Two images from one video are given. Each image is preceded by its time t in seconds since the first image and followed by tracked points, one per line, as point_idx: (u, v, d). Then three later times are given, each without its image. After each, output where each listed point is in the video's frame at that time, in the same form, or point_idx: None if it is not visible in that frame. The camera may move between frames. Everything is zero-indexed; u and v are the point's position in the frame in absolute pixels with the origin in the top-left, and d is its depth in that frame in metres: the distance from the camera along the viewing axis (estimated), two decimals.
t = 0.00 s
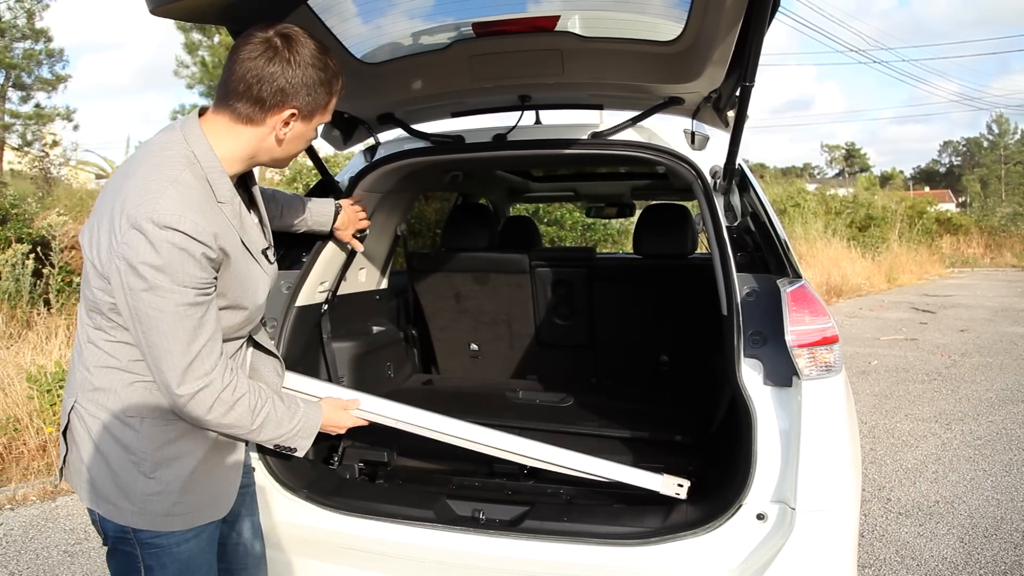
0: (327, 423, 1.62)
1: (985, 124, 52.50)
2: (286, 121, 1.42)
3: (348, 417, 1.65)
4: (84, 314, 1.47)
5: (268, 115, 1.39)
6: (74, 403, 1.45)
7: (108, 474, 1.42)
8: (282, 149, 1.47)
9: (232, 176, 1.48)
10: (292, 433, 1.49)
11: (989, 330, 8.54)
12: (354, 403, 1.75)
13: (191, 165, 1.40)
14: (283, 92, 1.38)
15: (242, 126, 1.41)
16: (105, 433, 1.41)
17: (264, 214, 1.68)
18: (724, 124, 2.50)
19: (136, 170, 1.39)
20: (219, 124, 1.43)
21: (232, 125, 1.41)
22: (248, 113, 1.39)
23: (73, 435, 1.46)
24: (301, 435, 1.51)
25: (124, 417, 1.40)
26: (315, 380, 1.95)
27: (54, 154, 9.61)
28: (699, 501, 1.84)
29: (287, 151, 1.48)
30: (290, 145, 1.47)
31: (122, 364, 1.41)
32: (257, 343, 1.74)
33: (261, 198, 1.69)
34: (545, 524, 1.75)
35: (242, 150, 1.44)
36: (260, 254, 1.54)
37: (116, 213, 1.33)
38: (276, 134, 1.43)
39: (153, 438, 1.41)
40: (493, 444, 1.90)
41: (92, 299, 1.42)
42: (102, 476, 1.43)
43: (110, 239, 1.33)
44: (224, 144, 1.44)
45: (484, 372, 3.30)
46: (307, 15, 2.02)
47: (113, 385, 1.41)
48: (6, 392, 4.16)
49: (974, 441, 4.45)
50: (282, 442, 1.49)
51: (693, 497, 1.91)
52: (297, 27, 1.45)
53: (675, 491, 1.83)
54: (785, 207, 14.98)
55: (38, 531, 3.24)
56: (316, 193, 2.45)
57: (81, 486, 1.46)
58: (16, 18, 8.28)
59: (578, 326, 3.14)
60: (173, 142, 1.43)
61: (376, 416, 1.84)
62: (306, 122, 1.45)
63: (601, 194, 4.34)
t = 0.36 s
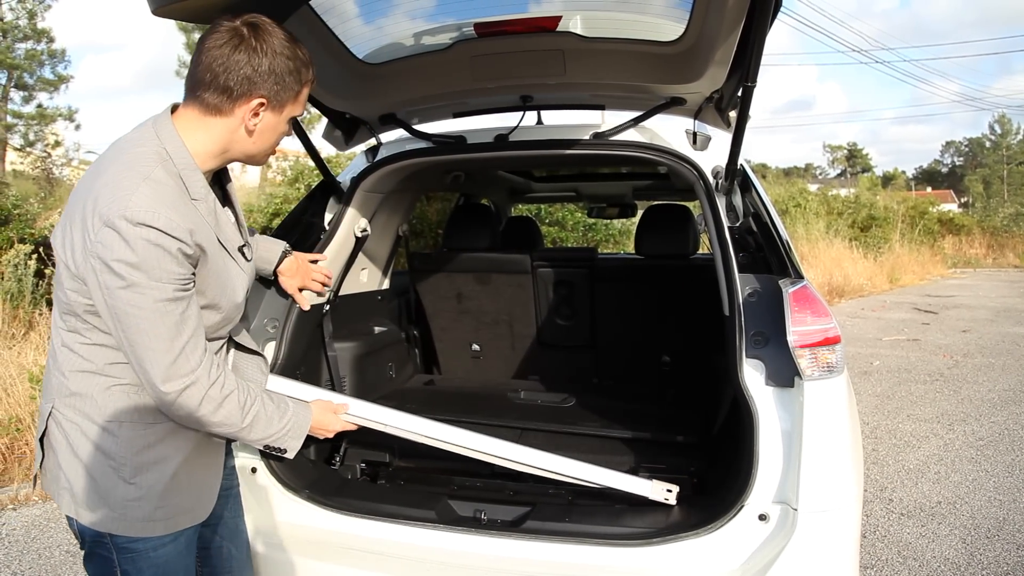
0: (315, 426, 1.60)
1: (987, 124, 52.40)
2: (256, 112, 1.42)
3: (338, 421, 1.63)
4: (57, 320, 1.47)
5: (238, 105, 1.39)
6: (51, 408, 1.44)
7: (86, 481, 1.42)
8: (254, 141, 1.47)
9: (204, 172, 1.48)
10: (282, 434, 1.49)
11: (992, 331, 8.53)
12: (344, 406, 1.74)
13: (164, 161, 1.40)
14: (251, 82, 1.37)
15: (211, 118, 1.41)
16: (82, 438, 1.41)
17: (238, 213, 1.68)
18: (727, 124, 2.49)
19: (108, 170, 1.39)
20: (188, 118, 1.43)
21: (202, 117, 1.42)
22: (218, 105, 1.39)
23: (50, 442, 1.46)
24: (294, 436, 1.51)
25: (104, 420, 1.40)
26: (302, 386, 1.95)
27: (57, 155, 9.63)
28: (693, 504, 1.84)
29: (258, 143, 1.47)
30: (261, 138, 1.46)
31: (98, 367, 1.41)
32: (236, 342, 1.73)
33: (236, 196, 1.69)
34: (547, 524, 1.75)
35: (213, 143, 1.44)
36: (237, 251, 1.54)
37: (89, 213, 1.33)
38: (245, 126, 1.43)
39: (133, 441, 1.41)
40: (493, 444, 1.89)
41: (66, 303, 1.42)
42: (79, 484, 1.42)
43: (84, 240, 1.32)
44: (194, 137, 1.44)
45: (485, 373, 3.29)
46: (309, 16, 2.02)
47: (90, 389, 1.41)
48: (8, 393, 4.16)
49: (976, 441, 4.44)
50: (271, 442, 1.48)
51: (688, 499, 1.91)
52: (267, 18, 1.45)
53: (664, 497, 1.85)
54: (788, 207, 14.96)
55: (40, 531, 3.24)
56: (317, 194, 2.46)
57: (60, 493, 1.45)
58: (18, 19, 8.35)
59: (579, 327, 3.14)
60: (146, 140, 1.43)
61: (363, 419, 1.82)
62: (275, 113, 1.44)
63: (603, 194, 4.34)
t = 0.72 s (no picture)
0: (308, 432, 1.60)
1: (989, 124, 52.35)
2: (237, 98, 1.40)
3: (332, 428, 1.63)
4: (56, 319, 1.47)
5: (216, 90, 1.39)
6: (50, 406, 1.44)
7: (82, 480, 1.42)
8: (241, 131, 1.44)
9: (206, 169, 1.49)
10: (277, 437, 1.48)
11: (993, 331, 8.52)
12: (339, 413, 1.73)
13: (167, 158, 1.40)
14: (227, 64, 1.37)
15: (198, 107, 1.42)
16: (80, 436, 1.41)
17: (237, 213, 1.68)
18: (728, 124, 2.48)
19: (112, 165, 1.39)
20: (183, 111, 1.45)
21: (192, 108, 1.43)
22: (201, 92, 1.40)
23: (47, 441, 1.46)
24: (289, 438, 1.51)
25: (103, 417, 1.40)
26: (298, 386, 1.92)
27: (59, 155, 9.64)
28: (692, 506, 1.83)
29: (247, 134, 1.45)
30: (247, 127, 1.44)
31: (98, 364, 1.41)
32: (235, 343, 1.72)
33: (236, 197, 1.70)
34: (548, 525, 1.75)
35: (202, 133, 1.44)
36: (235, 250, 1.54)
37: (92, 207, 1.34)
38: (229, 111, 1.41)
39: (131, 439, 1.41)
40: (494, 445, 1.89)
41: (66, 301, 1.42)
42: (74, 484, 1.42)
43: (87, 234, 1.33)
44: (188, 129, 1.45)
45: (487, 373, 3.29)
46: (310, 16, 2.03)
47: (90, 386, 1.41)
48: (10, 393, 4.17)
49: (978, 442, 4.44)
50: (268, 444, 1.48)
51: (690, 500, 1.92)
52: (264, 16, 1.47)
53: (657, 500, 1.81)
54: (789, 208, 14.95)
55: (41, 531, 3.25)
56: (320, 194, 2.47)
57: (54, 492, 1.45)
58: (20, 19, 8.40)
59: (581, 327, 3.14)
60: (149, 136, 1.43)
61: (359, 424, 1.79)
62: (259, 97, 1.41)
63: (605, 194, 4.35)
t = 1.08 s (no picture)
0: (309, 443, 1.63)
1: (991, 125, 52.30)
2: (258, 95, 1.41)
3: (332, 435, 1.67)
4: (70, 314, 1.47)
5: (238, 88, 1.40)
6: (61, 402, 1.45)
7: (94, 478, 1.42)
8: (261, 129, 1.45)
9: (225, 168, 1.49)
10: (279, 440, 1.49)
11: (994, 331, 8.52)
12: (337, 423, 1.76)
13: (187, 154, 1.41)
14: (249, 62, 1.38)
15: (219, 106, 1.43)
16: (90, 433, 1.41)
17: (253, 211, 1.69)
18: (728, 125, 2.48)
19: (132, 161, 1.40)
20: (203, 110, 1.46)
21: (213, 107, 1.44)
22: (222, 90, 1.41)
23: (58, 436, 1.46)
24: (290, 444, 1.51)
25: (113, 414, 1.40)
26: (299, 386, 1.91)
27: (60, 156, 9.65)
28: (694, 505, 1.83)
29: (268, 132, 1.45)
30: (268, 125, 1.44)
31: (109, 361, 1.41)
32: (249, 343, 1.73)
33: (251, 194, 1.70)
34: (550, 525, 1.74)
35: (222, 131, 1.45)
36: (252, 249, 1.55)
37: (111, 200, 1.34)
38: (249, 109, 1.42)
39: (142, 437, 1.41)
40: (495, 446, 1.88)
41: (82, 296, 1.43)
42: (84, 482, 1.42)
43: (105, 228, 1.34)
44: (209, 127, 1.45)
45: (489, 373, 3.29)
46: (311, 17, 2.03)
47: (101, 383, 1.41)
48: (12, 394, 4.17)
49: (979, 442, 4.43)
50: (269, 448, 1.48)
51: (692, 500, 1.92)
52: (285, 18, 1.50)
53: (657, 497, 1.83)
54: (790, 209, 14.95)
55: (43, 531, 3.25)
56: (321, 195, 2.46)
57: (62, 488, 1.45)
58: (22, 19, 8.42)
59: (582, 327, 3.14)
60: (168, 133, 1.44)
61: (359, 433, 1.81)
62: (279, 95, 1.42)
63: (606, 195, 4.36)
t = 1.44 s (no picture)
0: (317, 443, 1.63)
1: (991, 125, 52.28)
2: (286, 97, 1.45)
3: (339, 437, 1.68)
4: (87, 313, 1.48)
5: (266, 90, 1.43)
6: (76, 401, 1.45)
7: (108, 477, 1.43)
8: (288, 129, 1.49)
9: (246, 168, 1.52)
10: (290, 440, 1.48)
11: (995, 332, 8.51)
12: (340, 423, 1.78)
13: (210, 152, 1.43)
14: (277, 64, 1.42)
15: (244, 108, 1.45)
16: (106, 431, 1.42)
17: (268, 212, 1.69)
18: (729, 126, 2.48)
19: (155, 159, 1.41)
20: (225, 112, 1.48)
21: (237, 108, 1.46)
22: (248, 92, 1.44)
23: (72, 435, 1.46)
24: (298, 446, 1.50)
25: (131, 412, 1.41)
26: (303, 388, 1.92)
27: (61, 156, 9.66)
28: (696, 506, 1.83)
29: (294, 132, 1.49)
30: (295, 125, 1.48)
31: (128, 359, 1.42)
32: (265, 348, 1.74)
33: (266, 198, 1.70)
34: (551, 526, 1.74)
35: (248, 132, 1.47)
36: (268, 249, 1.57)
37: (136, 196, 1.36)
38: (276, 110, 1.46)
39: (159, 435, 1.42)
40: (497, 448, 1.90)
41: (100, 295, 1.43)
42: (99, 481, 1.43)
43: (129, 223, 1.35)
44: (232, 128, 1.47)
45: (490, 374, 3.30)
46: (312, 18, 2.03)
47: (119, 381, 1.42)
48: (13, 394, 4.18)
49: (980, 443, 4.43)
50: (281, 447, 1.47)
51: (692, 500, 1.93)
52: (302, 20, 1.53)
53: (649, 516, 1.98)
54: (791, 209, 14.95)
55: (44, 532, 3.25)
56: (322, 195, 2.44)
57: (79, 485, 1.46)
58: (23, 19, 8.42)
59: (583, 328, 3.14)
60: (191, 133, 1.45)
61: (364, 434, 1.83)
62: (305, 96, 1.47)
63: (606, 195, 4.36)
